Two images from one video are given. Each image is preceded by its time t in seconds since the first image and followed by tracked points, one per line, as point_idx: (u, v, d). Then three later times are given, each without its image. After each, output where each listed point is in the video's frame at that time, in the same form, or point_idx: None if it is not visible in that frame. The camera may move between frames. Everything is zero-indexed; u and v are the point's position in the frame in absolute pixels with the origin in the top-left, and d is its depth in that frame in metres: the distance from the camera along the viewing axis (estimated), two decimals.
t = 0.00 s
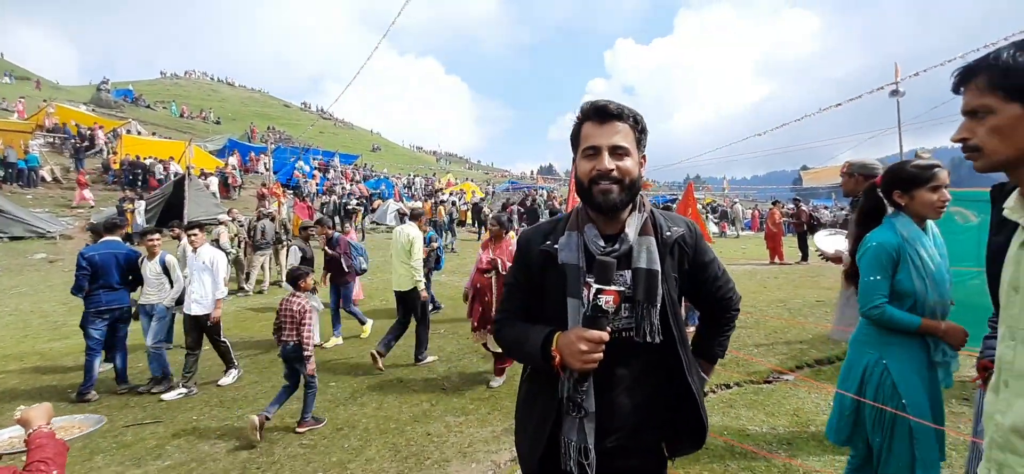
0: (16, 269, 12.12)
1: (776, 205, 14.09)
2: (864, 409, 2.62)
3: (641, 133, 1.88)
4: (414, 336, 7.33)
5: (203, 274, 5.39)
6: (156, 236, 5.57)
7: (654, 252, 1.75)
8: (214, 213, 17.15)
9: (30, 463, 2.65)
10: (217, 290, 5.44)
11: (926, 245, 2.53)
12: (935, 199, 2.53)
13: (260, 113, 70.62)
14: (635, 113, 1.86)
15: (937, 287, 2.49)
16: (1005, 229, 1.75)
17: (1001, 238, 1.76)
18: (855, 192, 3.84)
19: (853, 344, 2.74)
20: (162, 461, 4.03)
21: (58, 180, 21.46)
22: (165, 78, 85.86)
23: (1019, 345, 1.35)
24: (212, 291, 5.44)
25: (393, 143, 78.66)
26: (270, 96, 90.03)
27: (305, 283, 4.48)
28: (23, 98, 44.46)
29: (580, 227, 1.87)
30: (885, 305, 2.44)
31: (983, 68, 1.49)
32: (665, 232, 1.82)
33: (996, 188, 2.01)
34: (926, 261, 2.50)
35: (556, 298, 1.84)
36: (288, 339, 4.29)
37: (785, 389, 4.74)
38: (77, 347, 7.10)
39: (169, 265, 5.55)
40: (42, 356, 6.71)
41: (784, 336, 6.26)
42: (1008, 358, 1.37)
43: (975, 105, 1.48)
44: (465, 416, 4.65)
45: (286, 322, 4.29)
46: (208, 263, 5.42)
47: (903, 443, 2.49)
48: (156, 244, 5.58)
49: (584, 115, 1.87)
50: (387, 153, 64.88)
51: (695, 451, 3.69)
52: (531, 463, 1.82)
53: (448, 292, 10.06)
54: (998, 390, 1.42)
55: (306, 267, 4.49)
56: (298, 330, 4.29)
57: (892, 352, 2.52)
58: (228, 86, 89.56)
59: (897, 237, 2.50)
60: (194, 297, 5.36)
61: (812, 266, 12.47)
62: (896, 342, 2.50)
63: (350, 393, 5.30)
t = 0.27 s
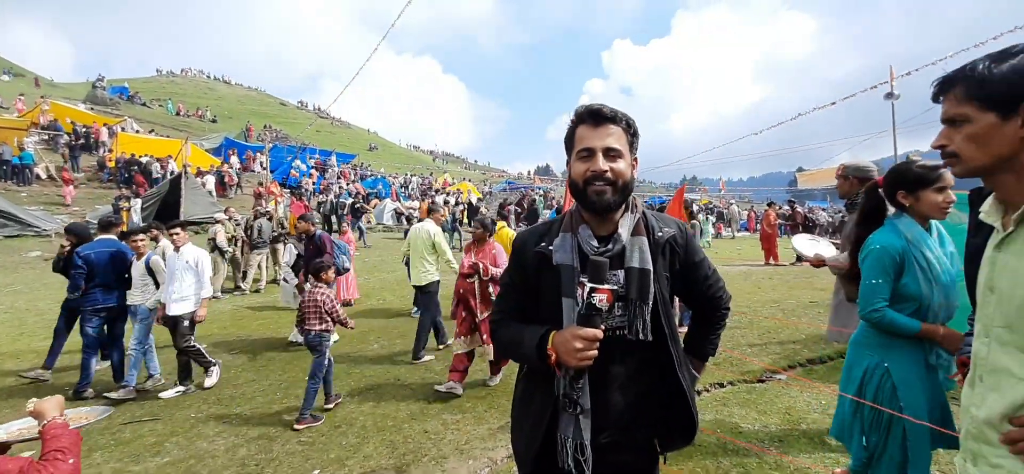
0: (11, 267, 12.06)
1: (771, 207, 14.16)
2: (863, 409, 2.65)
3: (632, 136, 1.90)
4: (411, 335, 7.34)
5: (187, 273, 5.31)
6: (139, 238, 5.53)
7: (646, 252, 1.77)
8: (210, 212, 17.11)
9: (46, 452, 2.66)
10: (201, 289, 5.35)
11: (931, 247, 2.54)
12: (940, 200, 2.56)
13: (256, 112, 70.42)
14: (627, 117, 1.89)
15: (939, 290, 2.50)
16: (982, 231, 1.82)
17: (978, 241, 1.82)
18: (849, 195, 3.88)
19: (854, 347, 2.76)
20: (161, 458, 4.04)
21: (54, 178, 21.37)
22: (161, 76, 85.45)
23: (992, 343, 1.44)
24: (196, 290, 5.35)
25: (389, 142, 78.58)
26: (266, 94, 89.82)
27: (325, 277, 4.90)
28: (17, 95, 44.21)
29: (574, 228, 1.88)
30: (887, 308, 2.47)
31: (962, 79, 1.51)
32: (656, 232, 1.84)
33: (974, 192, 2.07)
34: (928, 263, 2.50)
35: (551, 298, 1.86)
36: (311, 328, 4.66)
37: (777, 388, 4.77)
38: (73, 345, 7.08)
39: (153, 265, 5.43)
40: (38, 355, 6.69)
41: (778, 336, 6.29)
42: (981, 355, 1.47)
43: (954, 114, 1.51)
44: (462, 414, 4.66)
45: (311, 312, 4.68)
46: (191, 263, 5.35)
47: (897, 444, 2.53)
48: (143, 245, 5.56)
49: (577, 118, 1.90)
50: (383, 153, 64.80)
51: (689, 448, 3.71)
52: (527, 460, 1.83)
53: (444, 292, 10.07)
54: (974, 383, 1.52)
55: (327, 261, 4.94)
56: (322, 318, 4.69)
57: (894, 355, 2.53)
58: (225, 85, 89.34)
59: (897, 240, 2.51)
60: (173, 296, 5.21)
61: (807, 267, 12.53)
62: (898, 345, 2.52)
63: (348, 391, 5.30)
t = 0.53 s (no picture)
0: (9, 265, 12.04)
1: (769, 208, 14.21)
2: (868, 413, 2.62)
3: (619, 136, 1.92)
4: (410, 334, 7.36)
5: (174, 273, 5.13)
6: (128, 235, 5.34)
7: (634, 251, 1.80)
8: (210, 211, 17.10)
9: (63, 440, 2.68)
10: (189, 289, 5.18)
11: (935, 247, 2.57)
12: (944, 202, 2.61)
13: (256, 110, 70.34)
14: (613, 117, 1.91)
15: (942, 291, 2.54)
16: (964, 230, 1.79)
17: (959, 241, 1.81)
18: (849, 196, 3.88)
19: (854, 347, 2.78)
20: (162, 454, 4.05)
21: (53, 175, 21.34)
22: (160, 74, 85.31)
23: (973, 339, 1.47)
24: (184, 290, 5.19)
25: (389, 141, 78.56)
26: (266, 93, 89.74)
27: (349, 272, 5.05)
28: (16, 91, 44.09)
29: (564, 228, 1.90)
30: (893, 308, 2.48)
31: (954, 83, 1.53)
32: (644, 231, 1.86)
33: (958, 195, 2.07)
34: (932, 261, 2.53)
35: (542, 298, 1.88)
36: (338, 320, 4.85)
37: (773, 388, 4.79)
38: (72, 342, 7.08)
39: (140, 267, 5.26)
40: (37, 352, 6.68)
41: (775, 336, 6.32)
42: (962, 350, 1.50)
43: (945, 117, 1.53)
44: (461, 412, 4.68)
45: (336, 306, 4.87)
46: (179, 262, 5.17)
47: (896, 446, 2.55)
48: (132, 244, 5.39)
49: (564, 119, 1.91)
50: (383, 152, 64.80)
51: (685, 446, 3.73)
52: (520, 458, 1.84)
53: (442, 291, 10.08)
54: (956, 378, 1.55)
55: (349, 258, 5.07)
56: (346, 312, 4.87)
57: (899, 354, 2.55)
58: (224, 83, 89.23)
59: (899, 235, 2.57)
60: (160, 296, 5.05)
61: (804, 268, 12.57)
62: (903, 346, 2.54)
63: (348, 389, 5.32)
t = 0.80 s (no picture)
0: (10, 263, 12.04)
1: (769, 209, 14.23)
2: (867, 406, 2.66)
3: (599, 133, 1.94)
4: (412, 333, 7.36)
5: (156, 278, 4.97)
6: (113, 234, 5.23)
7: (618, 248, 1.81)
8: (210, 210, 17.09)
9: (63, 435, 2.67)
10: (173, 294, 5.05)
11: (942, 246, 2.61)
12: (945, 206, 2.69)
13: (256, 110, 70.35)
14: (592, 115, 1.93)
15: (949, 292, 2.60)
16: (951, 232, 1.82)
17: (948, 241, 1.83)
18: (849, 199, 3.89)
19: (856, 346, 2.79)
20: (164, 451, 4.06)
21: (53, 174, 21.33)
22: (161, 73, 85.31)
23: (961, 337, 1.51)
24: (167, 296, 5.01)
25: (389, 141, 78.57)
26: (266, 92, 89.75)
27: (367, 267, 5.24)
28: (17, 90, 44.08)
29: (547, 227, 1.90)
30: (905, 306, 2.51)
31: (952, 84, 1.54)
32: (628, 227, 1.88)
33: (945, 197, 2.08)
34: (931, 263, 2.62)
35: (527, 298, 1.87)
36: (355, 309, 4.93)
37: (772, 388, 4.80)
38: (73, 341, 7.08)
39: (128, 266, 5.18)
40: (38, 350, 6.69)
41: (774, 336, 6.34)
42: (950, 348, 1.53)
43: (942, 118, 1.53)
44: (461, 410, 4.69)
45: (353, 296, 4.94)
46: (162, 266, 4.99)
47: (896, 444, 2.53)
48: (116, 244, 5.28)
49: (544, 117, 1.91)
50: (383, 151, 64.83)
51: (683, 445, 3.74)
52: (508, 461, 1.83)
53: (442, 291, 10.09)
54: (944, 375, 1.58)
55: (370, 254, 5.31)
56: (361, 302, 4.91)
57: (906, 353, 2.57)
58: (224, 82, 89.23)
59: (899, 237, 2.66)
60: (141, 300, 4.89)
61: (804, 269, 12.57)
62: (909, 343, 2.57)
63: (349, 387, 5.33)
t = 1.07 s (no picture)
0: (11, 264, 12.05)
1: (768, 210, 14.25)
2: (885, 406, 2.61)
3: (578, 135, 1.94)
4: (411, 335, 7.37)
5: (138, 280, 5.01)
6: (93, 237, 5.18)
7: (599, 249, 1.81)
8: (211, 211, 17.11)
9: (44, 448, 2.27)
10: (148, 299, 5.04)
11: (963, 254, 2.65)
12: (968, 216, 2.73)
13: (257, 110, 70.41)
14: (571, 117, 1.93)
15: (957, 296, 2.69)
16: (939, 235, 1.81)
17: (934, 246, 1.83)
18: (848, 201, 3.87)
19: (866, 348, 2.83)
20: (164, 452, 4.07)
21: (54, 175, 21.37)
22: (162, 74, 85.38)
23: (948, 340, 1.56)
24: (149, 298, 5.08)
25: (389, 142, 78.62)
26: (267, 93, 89.82)
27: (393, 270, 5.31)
28: (18, 91, 44.13)
29: (527, 230, 1.89)
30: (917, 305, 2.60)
31: (958, 89, 1.54)
32: (608, 229, 1.88)
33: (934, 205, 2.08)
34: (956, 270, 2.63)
35: (506, 302, 1.86)
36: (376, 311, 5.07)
37: (769, 390, 4.80)
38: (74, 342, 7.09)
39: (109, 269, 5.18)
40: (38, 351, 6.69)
41: (772, 338, 6.34)
42: (938, 351, 1.59)
43: (947, 123, 1.53)
44: (460, 412, 4.70)
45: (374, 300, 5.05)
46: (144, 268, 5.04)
47: (902, 441, 2.47)
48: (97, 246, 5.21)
49: (523, 119, 1.91)
50: (384, 152, 64.88)
51: (680, 446, 3.75)
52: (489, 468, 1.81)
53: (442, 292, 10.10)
54: (932, 377, 1.63)
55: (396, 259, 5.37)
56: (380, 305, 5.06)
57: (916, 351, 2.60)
58: (225, 83, 89.32)
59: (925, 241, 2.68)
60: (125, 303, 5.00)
61: (804, 271, 12.57)
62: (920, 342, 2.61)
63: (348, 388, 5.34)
